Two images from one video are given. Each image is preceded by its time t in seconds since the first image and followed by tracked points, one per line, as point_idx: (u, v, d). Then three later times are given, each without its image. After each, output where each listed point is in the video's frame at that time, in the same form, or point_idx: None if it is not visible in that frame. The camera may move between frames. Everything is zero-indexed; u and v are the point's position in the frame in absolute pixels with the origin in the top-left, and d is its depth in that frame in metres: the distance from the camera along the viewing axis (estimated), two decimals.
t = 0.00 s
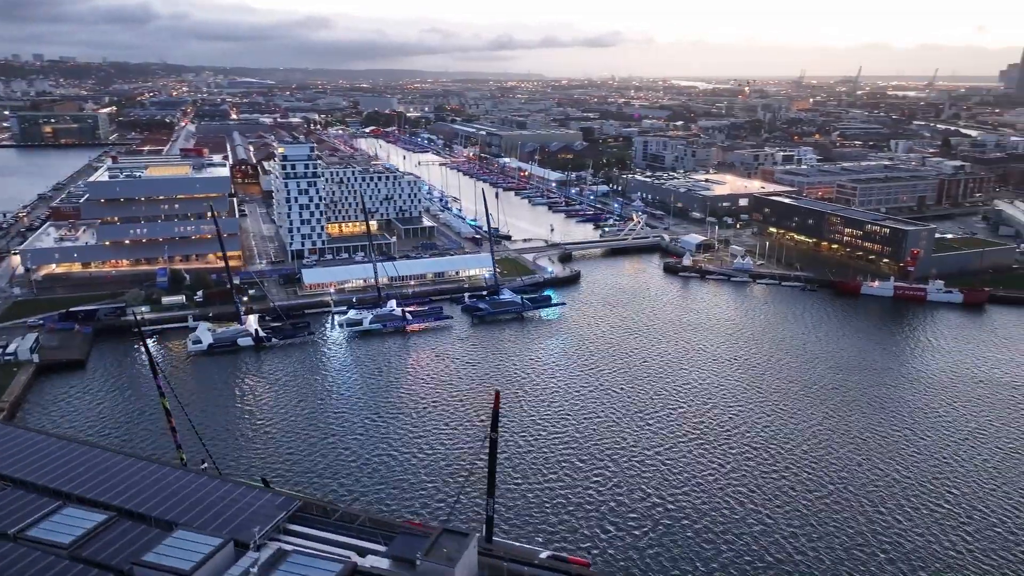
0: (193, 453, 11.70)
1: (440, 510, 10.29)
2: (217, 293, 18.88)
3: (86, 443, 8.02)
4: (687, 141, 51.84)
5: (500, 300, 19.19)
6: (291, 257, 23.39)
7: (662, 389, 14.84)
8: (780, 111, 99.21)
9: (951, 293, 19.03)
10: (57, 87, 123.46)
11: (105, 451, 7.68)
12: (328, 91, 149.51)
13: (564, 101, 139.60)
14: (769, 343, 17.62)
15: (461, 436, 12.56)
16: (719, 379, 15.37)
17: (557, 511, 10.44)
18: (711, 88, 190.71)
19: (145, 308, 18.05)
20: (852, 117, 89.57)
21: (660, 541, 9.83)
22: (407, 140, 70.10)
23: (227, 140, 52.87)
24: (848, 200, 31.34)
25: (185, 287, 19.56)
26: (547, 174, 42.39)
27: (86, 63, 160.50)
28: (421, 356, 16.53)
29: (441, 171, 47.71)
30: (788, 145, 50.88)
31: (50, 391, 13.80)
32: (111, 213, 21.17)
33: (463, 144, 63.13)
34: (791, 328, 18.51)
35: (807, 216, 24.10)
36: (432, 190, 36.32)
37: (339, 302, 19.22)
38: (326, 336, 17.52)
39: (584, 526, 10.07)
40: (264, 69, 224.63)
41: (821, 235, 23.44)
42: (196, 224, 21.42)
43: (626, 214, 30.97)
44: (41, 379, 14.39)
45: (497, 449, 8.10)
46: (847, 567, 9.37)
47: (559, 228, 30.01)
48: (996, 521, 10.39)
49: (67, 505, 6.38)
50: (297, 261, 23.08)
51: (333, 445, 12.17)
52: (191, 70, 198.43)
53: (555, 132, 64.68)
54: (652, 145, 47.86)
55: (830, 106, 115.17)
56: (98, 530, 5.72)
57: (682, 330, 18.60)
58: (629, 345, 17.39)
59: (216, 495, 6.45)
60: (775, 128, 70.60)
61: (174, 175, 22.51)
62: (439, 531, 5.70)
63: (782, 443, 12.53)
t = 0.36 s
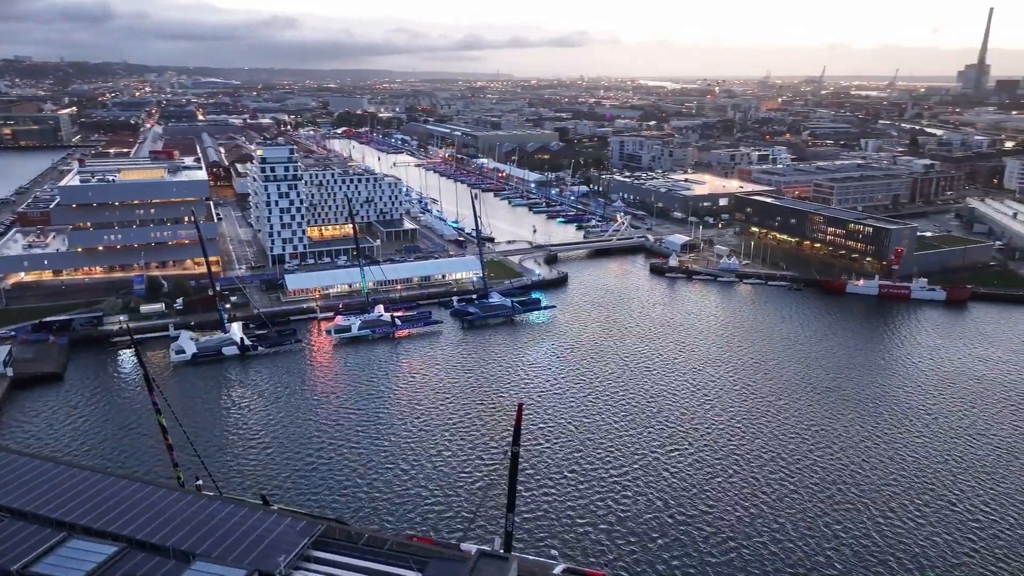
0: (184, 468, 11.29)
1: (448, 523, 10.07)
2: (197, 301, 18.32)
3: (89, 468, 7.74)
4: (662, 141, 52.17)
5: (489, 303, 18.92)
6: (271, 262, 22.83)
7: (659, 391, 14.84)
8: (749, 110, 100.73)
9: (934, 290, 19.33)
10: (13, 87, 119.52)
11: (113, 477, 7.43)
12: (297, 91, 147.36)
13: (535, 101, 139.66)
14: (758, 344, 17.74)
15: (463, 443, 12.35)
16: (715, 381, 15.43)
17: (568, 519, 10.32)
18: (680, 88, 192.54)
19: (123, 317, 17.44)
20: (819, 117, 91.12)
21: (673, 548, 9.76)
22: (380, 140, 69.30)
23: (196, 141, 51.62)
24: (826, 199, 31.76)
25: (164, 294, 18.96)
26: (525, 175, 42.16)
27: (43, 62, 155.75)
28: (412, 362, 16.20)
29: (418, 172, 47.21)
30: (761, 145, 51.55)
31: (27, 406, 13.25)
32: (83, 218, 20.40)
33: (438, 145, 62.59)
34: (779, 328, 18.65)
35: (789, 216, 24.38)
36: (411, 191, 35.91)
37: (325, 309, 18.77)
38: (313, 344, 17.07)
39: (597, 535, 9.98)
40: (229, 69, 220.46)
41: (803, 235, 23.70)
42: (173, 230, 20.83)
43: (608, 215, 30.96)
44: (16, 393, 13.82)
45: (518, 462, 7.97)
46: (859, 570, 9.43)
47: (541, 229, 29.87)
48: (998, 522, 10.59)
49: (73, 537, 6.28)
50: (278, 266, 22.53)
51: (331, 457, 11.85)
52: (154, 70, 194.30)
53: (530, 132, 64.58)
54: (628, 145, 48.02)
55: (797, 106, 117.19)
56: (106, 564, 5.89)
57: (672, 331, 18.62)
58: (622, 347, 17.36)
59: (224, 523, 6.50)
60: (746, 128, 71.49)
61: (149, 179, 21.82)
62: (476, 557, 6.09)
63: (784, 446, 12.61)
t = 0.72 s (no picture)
0: (175, 486, 10.87)
1: (455, 539, 9.84)
2: (178, 309, 17.76)
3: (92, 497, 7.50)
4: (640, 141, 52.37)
5: (480, 307, 18.63)
6: (251, 267, 22.26)
7: (656, 396, 14.74)
8: (721, 110, 101.66)
9: (920, 289, 19.60)
10: None
11: (120, 508, 7.24)
12: (266, 92, 145.07)
13: (508, 102, 139.45)
14: (750, 345, 17.77)
15: (463, 455, 12.08)
16: (712, 384, 15.39)
17: (577, 532, 10.12)
18: (651, 88, 193.97)
19: (100, 327, 16.84)
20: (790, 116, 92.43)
21: (685, 557, 9.65)
22: (354, 141, 68.45)
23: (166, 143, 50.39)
24: (805, 199, 32.10)
25: (142, 302, 18.35)
26: (505, 176, 41.91)
27: None
28: (403, 369, 15.85)
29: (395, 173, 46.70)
30: (737, 145, 52.06)
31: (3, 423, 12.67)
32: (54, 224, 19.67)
33: (414, 145, 62.00)
34: (768, 329, 18.71)
35: (774, 216, 24.58)
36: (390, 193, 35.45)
37: (311, 315, 18.31)
38: (301, 352, 16.60)
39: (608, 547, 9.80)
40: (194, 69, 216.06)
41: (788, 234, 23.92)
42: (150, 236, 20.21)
43: (591, 215, 30.89)
44: None
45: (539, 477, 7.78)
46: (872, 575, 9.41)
47: (525, 230, 29.68)
48: (1003, 522, 10.67)
49: None
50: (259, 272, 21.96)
51: (328, 472, 11.49)
52: (117, 70, 189.73)
53: (507, 133, 64.36)
54: (606, 145, 48.10)
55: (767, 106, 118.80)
56: None
57: (664, 333, 18.57)
58: (615, 351, 17.25)
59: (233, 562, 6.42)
60: (720, 128, 72.16)
61: (123, 183, 21.13)
62: None
63: (787, 449, 12.56)
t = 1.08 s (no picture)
0: (166, 508, 10.42)
1: (465, 558, 9.57)
2: (159, 318, 17.16)
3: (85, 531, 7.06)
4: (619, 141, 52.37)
5: (472, 312, 18.30)
6: (233, 273, 21.66)
7: (657, 400, 14.57)
8: (696, 110, 102.33)
9: (908, 288, 19.79)
10: None
11: (114, 538, 6.83)
12: (238, 92, 142.75)
13: (484, 101, 139.01)
14: (744, 347, 17.71)
15: (467, 469, 11.78)
16: (710, 387, 15.30)
17: (589, 547, 9.90)
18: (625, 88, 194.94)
19: (78, 338, 16.21)
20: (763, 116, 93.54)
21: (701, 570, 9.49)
22: (331, 142, 67.52)
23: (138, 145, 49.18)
24: (787, 199, 32.34)
25: (121, 312, 17.72)
26: (487, 176, 41.57)
27: None
28: (396, 377, 15.45)
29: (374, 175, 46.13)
30: (715, 145, 52.37)
31: None
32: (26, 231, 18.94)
33: (391, 146, 61.31)
34: (761, 330, 18.71)
35: (760, 216, 24.69)
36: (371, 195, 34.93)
37: (298, 323, 17.83)
38: (290, 361, 16.08)
39: (623, 562, 9.58)
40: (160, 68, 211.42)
41: (774, 234, 24.10)
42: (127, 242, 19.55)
43: (576, 217, 30.74)
44: None
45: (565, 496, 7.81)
46: None
47: (510, 232, 29.40)
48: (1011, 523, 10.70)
49: None
50: (242, 277, 21.39)
51: (326, 489, 11.08)
52: (82, 70, 185.55)
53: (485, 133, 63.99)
54: (587, 145, 48.04)
55: (740, 106, 120.48)
56: None
57: (657, 335, 18.42)
58: (611, 354, 17.07)
59: None
60: (696, 128, 72.59)
61: (98, 188, 20.43)
62: None
63: (792, 455, 12.48)
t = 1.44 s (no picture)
0: (160, 533, 9.98)
1: None
2: (142, 327, 16.57)
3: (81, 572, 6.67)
4: (602, 141, 52.31)
5: (466, 317, 17.93)
6: (216, 279, 21.08)
7: (660, 406, 14.40)
8: (675, 110, 102.65)
9: (900, 288, 19.87)
10: None
11: None
12: (212, 92, 140.49)
13: (462, 102, 138.42)
14: (741, 348, 17.61)
15: (473, 483, 11.50)
16: (710, 391, 15.17)
17: (604, 562, 9.68)
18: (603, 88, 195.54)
19: (57, 349, 15.61)
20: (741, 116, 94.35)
21: None
22: (310, 143, 66.64)
23: (111, 147, 47.99)
24: (772, 198, 32.46)
25: (102, 321, 17.10)
26: (471, 178, 41.21)
27: None
28: (391, 386, 15.06)
29: (356, 176, 45.55)
30: (698, 145, 52.55)
31: None
32: None
33: (371, 147, 60.60)
34: (755, 331, 18.65)
35: (750, 216, 24.73)
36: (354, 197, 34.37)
37: (287, 330, 17.34)
38: (281, 371, 15.60)
39: None
40: (130, 68, 207.25)
41: (765, 235, 24.17)
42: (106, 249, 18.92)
43: (563, 218, 30.51)
44: None
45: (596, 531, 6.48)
46: None
47: (497, 233, 29.09)
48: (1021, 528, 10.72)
49: None
50: (226, 283, 20.80)
51: (328, 508, 10.74)
52: (49, 70, 181.41)
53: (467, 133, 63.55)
54: (570, 145, 47.88)
55: (717, 106, 121.42)
56: None
57: (653, 338, 18.25)
58: (609, 358, 16.86)
59: None
60: (677, 128, 72.84)
61: (75, 192, 19.72)
62: None
63: (800, 461, 12.39)
